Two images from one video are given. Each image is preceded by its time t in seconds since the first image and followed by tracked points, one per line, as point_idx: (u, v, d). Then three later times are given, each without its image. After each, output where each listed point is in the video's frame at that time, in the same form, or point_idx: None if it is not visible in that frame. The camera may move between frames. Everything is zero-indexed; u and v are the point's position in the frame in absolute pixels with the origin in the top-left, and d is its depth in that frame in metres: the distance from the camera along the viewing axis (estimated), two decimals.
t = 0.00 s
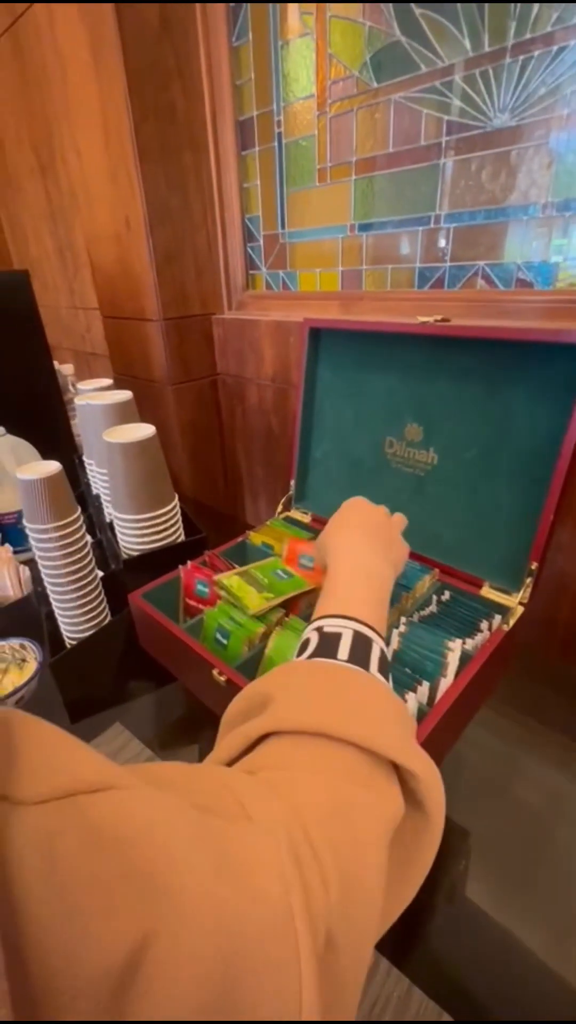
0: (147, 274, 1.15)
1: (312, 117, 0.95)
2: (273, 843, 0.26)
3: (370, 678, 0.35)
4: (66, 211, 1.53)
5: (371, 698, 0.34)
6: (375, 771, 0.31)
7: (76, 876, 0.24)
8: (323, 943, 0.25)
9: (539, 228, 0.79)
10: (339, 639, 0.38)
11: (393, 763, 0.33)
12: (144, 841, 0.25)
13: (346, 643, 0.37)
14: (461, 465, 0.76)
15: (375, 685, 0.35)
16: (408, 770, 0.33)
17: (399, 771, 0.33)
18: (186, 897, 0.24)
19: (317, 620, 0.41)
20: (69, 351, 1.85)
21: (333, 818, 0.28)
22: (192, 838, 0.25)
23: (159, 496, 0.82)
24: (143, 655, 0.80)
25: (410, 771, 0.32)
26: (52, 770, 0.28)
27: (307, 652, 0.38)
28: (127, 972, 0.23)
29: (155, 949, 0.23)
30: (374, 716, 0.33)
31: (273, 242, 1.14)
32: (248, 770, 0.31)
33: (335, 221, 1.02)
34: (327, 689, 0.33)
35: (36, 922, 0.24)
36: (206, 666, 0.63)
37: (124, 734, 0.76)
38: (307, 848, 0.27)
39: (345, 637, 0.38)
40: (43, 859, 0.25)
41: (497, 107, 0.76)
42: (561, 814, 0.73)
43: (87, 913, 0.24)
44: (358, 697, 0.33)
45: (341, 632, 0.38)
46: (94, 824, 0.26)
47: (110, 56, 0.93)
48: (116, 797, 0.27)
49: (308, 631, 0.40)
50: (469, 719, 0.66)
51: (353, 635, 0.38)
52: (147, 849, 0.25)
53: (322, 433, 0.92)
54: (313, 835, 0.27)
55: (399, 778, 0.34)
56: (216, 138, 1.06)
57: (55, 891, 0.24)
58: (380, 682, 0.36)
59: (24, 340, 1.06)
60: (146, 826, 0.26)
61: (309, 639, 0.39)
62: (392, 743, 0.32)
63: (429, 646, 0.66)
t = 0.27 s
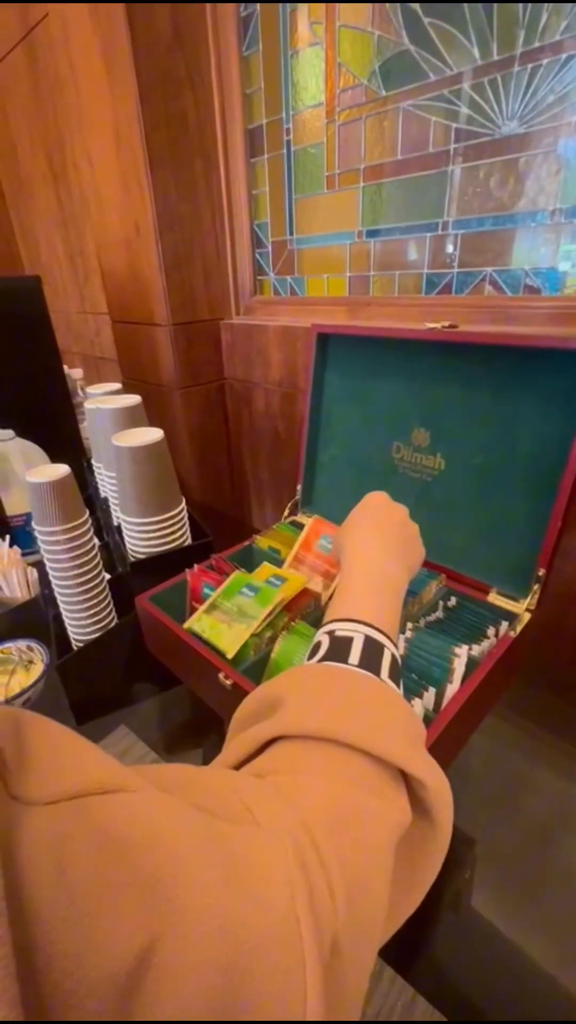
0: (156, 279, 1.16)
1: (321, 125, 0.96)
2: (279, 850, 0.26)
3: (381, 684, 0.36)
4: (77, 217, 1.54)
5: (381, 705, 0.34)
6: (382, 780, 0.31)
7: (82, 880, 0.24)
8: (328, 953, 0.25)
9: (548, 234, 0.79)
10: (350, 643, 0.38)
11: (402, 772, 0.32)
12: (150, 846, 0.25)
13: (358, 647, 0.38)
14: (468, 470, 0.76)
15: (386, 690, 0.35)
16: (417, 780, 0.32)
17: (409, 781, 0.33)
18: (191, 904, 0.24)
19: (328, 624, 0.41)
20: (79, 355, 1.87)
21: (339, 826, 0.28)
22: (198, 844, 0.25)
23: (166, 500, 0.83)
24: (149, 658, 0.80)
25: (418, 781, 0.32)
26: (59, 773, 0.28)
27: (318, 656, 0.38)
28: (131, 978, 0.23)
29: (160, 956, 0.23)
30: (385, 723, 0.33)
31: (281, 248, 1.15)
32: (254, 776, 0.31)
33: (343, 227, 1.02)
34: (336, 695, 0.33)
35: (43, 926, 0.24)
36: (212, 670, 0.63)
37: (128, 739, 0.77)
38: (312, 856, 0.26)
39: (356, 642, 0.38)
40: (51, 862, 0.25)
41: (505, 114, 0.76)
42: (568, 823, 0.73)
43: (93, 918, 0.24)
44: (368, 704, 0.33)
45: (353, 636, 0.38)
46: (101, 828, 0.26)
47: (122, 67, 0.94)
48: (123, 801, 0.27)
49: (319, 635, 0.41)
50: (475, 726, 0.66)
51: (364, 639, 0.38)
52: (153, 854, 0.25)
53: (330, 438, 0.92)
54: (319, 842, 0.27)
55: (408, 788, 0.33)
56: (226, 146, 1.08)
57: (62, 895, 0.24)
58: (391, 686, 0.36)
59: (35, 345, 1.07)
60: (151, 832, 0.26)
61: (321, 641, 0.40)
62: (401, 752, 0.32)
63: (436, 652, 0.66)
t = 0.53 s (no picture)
0: (162, 283, 1.17)
1: (327, 132, 0.96)
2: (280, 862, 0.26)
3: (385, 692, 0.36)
4: (85, 223, 1.56)
5: (385, 711, 0.34)
6: (385, 792, 0.31)
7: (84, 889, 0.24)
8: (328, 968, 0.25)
9: (554, 240, 0.79)
10: (354, 652, 0.38)
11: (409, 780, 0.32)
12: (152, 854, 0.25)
13: (362, 655, 0.38)
14: (473, 475, 0.76)
15: (389, 698, 0.35)
16: (421, 790, 0.32)
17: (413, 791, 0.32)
18: (192, 916, 0.24)
19: (330, 631, 0.41)
20: (86, 359, 1.88)
21: (342, 838, 0.28)
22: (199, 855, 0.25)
23: (171, 503, 0.83)
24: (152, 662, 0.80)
25: (421, 792, 0.32)
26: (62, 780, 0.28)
27: (321, 664, 0.38)
28: (131, 989, 0.23)
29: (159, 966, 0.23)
30: (389, 733, 0.33)
31: (287, 253, 1.16)
32: (257, 786, 0.31)
33: (349, 232, 1.03)
34: (339, 704, 0.34)
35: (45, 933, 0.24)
36: (214, 673, 0.63)
37: (131, 741, 0.78)
38: (314, 869, 0.26)
39: (360, 649, 0.38)
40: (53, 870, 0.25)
41: (511, 121, 0.76)
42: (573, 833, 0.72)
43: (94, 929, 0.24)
44: (374, 712, 0.33)
45: (356, 644, 0.38)
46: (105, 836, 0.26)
47: (132, 75, 0.95)
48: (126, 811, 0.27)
49: (322, 642, 0.41)
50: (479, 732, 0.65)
51: (368, 647, 0.38)
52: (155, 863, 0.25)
53: (334, 443, 0.92)
54: (321, 854, 0.27)
55: (411, 799, 0.33)
56: (233, 152, 1.09)
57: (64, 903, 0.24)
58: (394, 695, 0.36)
59: (43, 348, 1.08)
60: (154, 840, 0.26)
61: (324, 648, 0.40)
62: (405, 761, 0.32)
63: (440, 657, 0.66)
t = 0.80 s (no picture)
0: (168, 286, 1.18)
1: (332, 135, 0.97)
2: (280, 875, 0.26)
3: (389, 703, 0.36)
4: (91, 226, 1.57)
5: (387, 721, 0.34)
6: (388, 803, 0.31)
7: (84, 896, 0.24)
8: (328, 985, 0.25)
9: (559, 243, 0.79)
10: (357, 660, 0.38)
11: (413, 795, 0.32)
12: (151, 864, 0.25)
13: (366, 664, 0.38)
14: (477, 478, 0.76)
15: (392, 707, 0.35)
16: (426, 804, 0.32)
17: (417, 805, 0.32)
18: (192, 928, 0.23)
19: (333, 638, 0.41)
20: (91, 361, 1.89)
21: (344, 843, 0.28)
22: (200, 866, 0.25)
23: (175, 505, 0.83)
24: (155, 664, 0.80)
25: (426, 807, 0.32)
26: (63, 787, 0.28)
27: (324, 672, 0.38)
28: (132, 993, 0.23)
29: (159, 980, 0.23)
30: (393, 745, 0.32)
31: (292, 256, 1.16)
32: (259, 792, 0.31)
33: (354, 236, 1.03)
34: (341, 713, 0.33)
35: (44, 941, 0.24)
36: (216, 676, 0.63)
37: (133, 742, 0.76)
38: (314, 880, 0.26)
39: (365, 658, 0.38)
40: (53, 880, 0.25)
41: (517, 125, 0.76)
42: None
43: (93, 938, 0.24)
44: (378, 722, 0.33)
45: (360, 652, 0.38)
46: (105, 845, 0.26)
47: (138, 80, 0.96)
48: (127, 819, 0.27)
49: (326, 649, 0.41)
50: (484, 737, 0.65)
51: (373, 656, 0.38)
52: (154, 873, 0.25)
53: (338, 446, 0.92)
54: (322, 864, 0.27)
55: (414, 813, 0.33)
56: (239, 156, 1.09)
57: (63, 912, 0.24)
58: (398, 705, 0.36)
59: (48, 350, 1.08)
60: (154, 850, 0.25)
61: (328, 656, 0.40)
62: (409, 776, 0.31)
63: (444, 662, 0.65)
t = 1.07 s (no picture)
0: (173, 290, 1.18)
1: (337, 141, 0.97)
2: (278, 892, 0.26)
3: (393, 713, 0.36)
4: (97, 231, 1.58)
5: (390, 731, 0.34)
6: (389, 816, 0.31)
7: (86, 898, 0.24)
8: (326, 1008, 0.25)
9: (564, 248, 0.79)
10: (361, 670, 0.38)
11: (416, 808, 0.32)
12: (149, 882, 0.25)
13: (370, 674, 0.38)
14: (482, 482, 0.76)
15: (395, 719, 0.35)
16: (429, 820, 0.32)
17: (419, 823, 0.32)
18: (187, 947, 0.23)
19: (337, 646, 0.41)
20: (97, 365, 1.90)
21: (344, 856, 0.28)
22: (196, 883, 0.25)
23: (180, 508, 0.83)
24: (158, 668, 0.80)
25: (429, 824, 0.31)
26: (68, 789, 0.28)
27: (327, 679, 0.38)
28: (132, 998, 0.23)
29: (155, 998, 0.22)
30: (395, 757, 0.32)
31: (297, 261, 1.17)
32: (262, 800, 0.31)
33: (358, 241, 1.04)
34: (343, 725, 0.33)
35: (47, 941, 0.24)
36: (219, 678, 0.63)
37: (134, 745, 0.77)
38: (313, 890, 0.26)
39: (369, 667, 0.38)
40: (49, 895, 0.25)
41: (522, 131, 0.77)
42: None
43: (89, 954, 0.24)
44: (380, 733, 0.33)
45: (364, 662, 0.38)
46: (101, 863, 0.26)
47: (146, 87, 0.97)
48: (123, 834, 0.27)
49: (330, 657, 0.41)
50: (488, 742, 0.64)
51: (377, 665, 0.38)
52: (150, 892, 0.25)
53: (342, 449, 0.92)
54: (320, 880, 0.27)
55: (417, 829, 0.33)
56: (244, 162, 1.10)
57: (60, 928, 0.24)
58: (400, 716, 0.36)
59: (54, 354, 1.09)
60: (150, 867, 0.26)
61: (333, 664, 0.40)
62: (411, 794, 0.31)
63: (449, 667, 0.65)
